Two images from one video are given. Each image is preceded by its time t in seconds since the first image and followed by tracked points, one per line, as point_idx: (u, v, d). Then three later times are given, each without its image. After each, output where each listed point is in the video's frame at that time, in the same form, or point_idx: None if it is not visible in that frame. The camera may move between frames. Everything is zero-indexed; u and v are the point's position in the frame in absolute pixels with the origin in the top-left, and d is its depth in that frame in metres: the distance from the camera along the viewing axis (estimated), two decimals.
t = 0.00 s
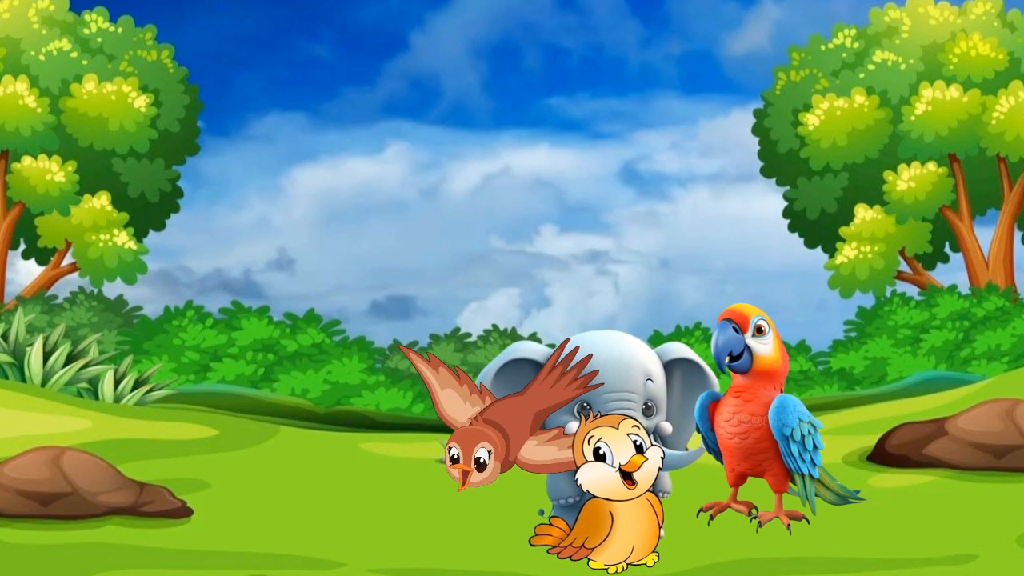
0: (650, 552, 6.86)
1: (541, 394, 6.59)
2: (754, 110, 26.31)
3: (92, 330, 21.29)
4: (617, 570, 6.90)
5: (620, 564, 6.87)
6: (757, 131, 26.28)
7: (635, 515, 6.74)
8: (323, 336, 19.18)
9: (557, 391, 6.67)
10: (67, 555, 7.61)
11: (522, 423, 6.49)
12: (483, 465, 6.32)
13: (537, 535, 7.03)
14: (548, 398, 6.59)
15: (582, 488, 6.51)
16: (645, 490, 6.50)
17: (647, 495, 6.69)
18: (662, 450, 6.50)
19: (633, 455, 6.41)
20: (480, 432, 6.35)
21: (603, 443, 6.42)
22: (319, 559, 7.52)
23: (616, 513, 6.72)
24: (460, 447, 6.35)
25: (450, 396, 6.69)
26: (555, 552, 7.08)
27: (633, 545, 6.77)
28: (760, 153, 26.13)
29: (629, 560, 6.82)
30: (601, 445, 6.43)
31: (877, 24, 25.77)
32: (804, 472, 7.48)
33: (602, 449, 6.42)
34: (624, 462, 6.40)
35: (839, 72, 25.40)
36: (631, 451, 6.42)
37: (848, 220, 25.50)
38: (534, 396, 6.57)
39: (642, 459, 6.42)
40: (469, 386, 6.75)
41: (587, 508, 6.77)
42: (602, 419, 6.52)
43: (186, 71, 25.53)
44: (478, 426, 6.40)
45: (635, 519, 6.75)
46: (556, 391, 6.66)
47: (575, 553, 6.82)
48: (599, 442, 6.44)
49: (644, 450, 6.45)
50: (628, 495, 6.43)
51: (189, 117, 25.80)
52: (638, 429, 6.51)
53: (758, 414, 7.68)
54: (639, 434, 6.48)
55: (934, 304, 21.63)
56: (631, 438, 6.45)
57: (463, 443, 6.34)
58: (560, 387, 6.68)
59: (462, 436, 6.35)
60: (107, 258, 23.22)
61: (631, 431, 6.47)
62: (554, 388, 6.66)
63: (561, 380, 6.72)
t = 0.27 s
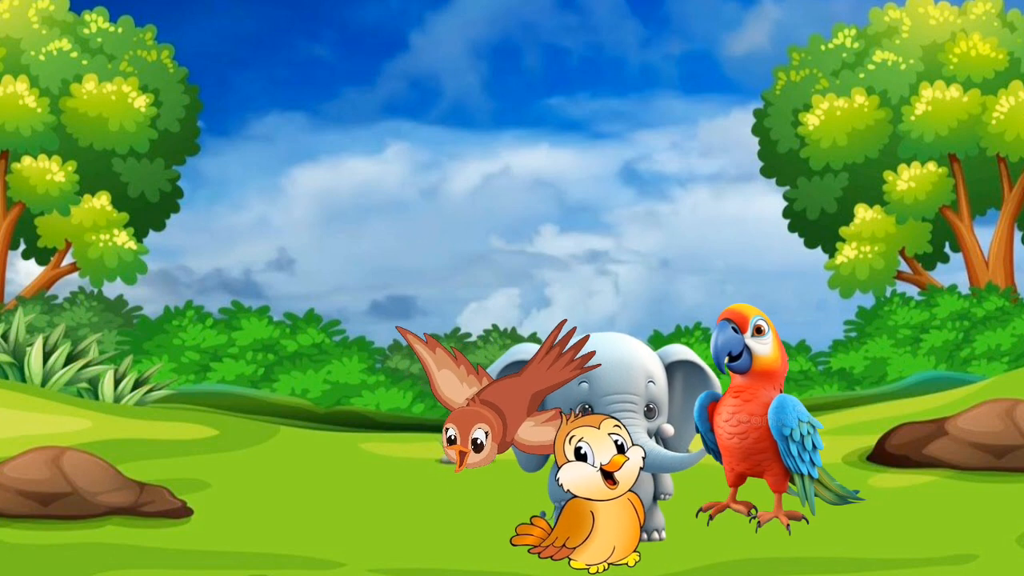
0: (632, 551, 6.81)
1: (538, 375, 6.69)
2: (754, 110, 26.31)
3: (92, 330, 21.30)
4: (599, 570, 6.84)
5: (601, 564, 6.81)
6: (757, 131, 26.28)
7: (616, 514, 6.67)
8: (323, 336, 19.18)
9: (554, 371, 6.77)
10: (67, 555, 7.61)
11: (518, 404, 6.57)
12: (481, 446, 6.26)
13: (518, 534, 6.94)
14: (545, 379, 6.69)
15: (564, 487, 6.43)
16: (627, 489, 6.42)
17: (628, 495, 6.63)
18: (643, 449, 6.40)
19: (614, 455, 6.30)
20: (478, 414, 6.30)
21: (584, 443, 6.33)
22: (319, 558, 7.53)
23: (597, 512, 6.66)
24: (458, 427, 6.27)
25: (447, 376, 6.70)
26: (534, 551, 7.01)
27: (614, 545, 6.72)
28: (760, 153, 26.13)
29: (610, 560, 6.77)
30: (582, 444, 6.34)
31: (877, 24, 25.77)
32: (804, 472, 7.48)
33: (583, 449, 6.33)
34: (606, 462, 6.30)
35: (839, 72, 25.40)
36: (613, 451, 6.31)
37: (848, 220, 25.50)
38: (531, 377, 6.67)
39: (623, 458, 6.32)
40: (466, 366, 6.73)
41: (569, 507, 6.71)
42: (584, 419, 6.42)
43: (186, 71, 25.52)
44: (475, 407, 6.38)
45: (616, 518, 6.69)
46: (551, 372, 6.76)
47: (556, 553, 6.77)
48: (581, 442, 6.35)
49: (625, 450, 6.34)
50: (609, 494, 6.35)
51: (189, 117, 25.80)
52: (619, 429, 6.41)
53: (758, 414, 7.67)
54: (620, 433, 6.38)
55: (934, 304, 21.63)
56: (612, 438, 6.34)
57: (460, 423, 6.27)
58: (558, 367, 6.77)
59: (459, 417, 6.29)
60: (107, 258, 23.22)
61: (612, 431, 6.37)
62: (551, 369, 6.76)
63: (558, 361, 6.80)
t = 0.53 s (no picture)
0: (613, 551, 6.86)
1: (535, 356, 6.77)
2: (754, 110, 26.31)
3: (92, 330, 21.30)
4: (580, 569, 6.88)
5: (582, 564, 6.85)
6: (757, 131, 26.28)
7: (598, 514, 6.73)
8: (323, 336, 19.18)
9: (551, 352, 6.84)
10: (67, 555, 7.61)
11: (517, 383, 6.64)
12: (477, 427, 6.44)
13: (499, 534, 7.03)
14: (542, 359, 6.77)
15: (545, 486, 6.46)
16: (608, 489, 6.41)
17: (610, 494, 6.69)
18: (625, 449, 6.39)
19: (595, 455, 6.30)
20: (475, 395, 6.45)
21: (565, 443, 6.33)
22: (319, 558, 7.52)
23: (579, 512, 6.72)
24: (454, 409, 6.45)
25: (445, 357, 6.78)
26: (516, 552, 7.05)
27: (595, 545, 6.76)
28: (760, 153, 26.13)
29: (591, 560, 6.81)
30: (563, 444, 6.35)
31: (877, 24, 25.77)
32: (803, 472, 7.49)
33: (564, 448, 6.34)
34: (587, 462, 6.30)
35: (839, 72, 25.40)
36: (594, 451, 6.30)
37: (848, 220, 25.50)
38: (528, 357, 6.75)
39: (604, 458, 6.31)
40: (463, 347, 6.82)
41: (550, 507, 6.79)
42: (566, 418, 6.42)
43: (186, 71, 25.53)
44: (472, 388, 6.52)
45: (597, 518, 6.75)
46: (549, 353, 6.83)
47: (537, 552, 6.83)
48: (562, 441, 6.36)
49: (607, 450, 6.33)
50: (590, 494, 6.35)
51: (189, 117, 25.80)
52: (600, 428, 6.38)
53: (757, 414, 7.66)
54: (602, 433, 6.35)
55: (934, 304, 21.63)
56: (593, 438, 6.33)
57: (457, 406, 6.44)
58: (554, 348, 6.84)
59: (455, 399, 6.45)
60: (107, 258, 23.21)
61: (593, 431, 6.35)
62: (548, 350, 6.82)
63: (555, 342, 6.87)
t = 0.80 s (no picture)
0: (594, 551, 6.88)
1: (533, 337, 6.52)
2: (754, 110, 26.31)
3: (92, 330, 21.30)
4: (561, 569, 6.90)
5: (563, 564, 6.87)
6: (757, 131, 26.28)
7: (579, 514, 6.75)
8: (323, 336, 19.18)
9: (550, 332, 6.56)
10: (67, 555, 7.61)
11: (514, 363, 6.47)
12: (474, 409, 6.30)
13: (482, 534, 7.05)
14: (539, 341, 6.52)
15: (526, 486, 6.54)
16: (589, 488, 6.53)
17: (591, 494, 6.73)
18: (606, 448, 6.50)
19: (576, 454, 6.40)
20: (471, 376, 6.34)
21: (546, 443, 6.42)
22: (319, 558, 7.52)
23: (560, 511, 6.74)
24: (451, 390, 6.33)
25: (441, 338, 6.59)
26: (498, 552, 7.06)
27: (577, 545, 6.79)
28: (760, 153, 26.13)
29: (572, 559, 6.83)
30: (544, 444, 6.44)
31: (877, 24, 25.77)
32: (802, 472, 7.49)
33: (545, 448, 6.43)
34: (568, 462, 6.40)
35: (839, 72, 25.40)
36: (575, 451, 6.41)
37: (848, 220, 25.50)
38: (525, 339, 6.51)
39: (586, 458, 6.41)
40: (460, 329, 6.63)
41: (531, 507, 6.81)
42: (546, 418, 6.51)
43: (186, 71, 25.53)
44: (469, 368, 6.39)
45: (578, 518, 6.76)
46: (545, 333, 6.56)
47: (518, 552, 6.85)
48: (543, 441, 6.44)
49: (588, 449, 6.43)
50: (571, 494, 6.46)
51: (189, 117, 25.81)
52: (581, 428, 6.49)
53: (756, 414, 7.66)
54: (584, 433, 6.45)
55: (934, 304, 21.63)
56: (575, 438, 6.43)
57: (454, 387, 6.33)
58: (553, 329, 6.56)
59: (452, 379, 6.35)
60: (107, 258, 23.22)
61: (575, 431, 6.45)
62: (546, 331, 6.56)
63: (554, 322, 6.58)
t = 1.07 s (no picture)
0: (575, 550, 6.94)
1: (529, 319, 6.58)
2: (754, 110, 26.30)
3: (92, 330, 21.30)
4: (542, 569, 6.97)
5: (544, 563, 6.93)
6: (757, 131, 26.28)
7: (560, 513, 6.82)
8: (323, 336, 19.17)
9: (545, 314, 6.62)
10: (67, 555, 7.61)
11: (511, 345, 6.56)
12: (471, 389, 6.38)
13: (462, 535, 7.16)
14: (536, 322, 6.58)
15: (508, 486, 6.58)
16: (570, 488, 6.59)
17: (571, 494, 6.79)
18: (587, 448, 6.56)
19: (558, 454, 6.46)
20: (468, 356, 6.41)
21: (527, 443, 6.46)
22: (319, 558, 7.53)
23: (541, 511, 6.81)
24: (448, 370, 6.41)
25: (438, 319, 6.71)
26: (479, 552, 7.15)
27: (557, 544, 6.85)
28: (760, 153, 26.13)
29: (554, 559, 6.89)
30: (525, 444, 6.48)
31: (877, 24, 25.77)
32: (801, 472, 7.49)
33: (527, 448, 6.47)
34: (549, 461, 6.46)
35: (839, 72, 25.40)
36: (556, 451, 6.46)
37: (848, 220, 25.49)
38: (521, 320, 6.58)
39: (567, 457, 6.47)
40: (457, 310, 6.74)
41: (513, 506, 6.89)
42: (528, 418, 6.53)
43: (186, 71, 25.53)
44: (466, 349, 6.47)
45: (559, 517, 6.83)
46: (543, 314, 6.62)
47: (499, 552, 6.91)
48: (524, 441, 6.48)
49: (569, 449, 6.49)
50: (553, 494, 6.52)
51: (189, 117, 25.80)
52: (563, 428, 6.51)
53: (755, 414, 7.66)
54: (565, 433, 6.49)
55: (934, 304, 21.63)
56: (556, 438, 6.47)
57: (451, 367, 6.40)
58: (549, 310, 6.62)
59: (450, 359, 6.42)
60: (107, 258, 23.21)
61: (556, 431, 6.48)
62: (541, 312, 6.61)
63: (550, 304, 6.64)
